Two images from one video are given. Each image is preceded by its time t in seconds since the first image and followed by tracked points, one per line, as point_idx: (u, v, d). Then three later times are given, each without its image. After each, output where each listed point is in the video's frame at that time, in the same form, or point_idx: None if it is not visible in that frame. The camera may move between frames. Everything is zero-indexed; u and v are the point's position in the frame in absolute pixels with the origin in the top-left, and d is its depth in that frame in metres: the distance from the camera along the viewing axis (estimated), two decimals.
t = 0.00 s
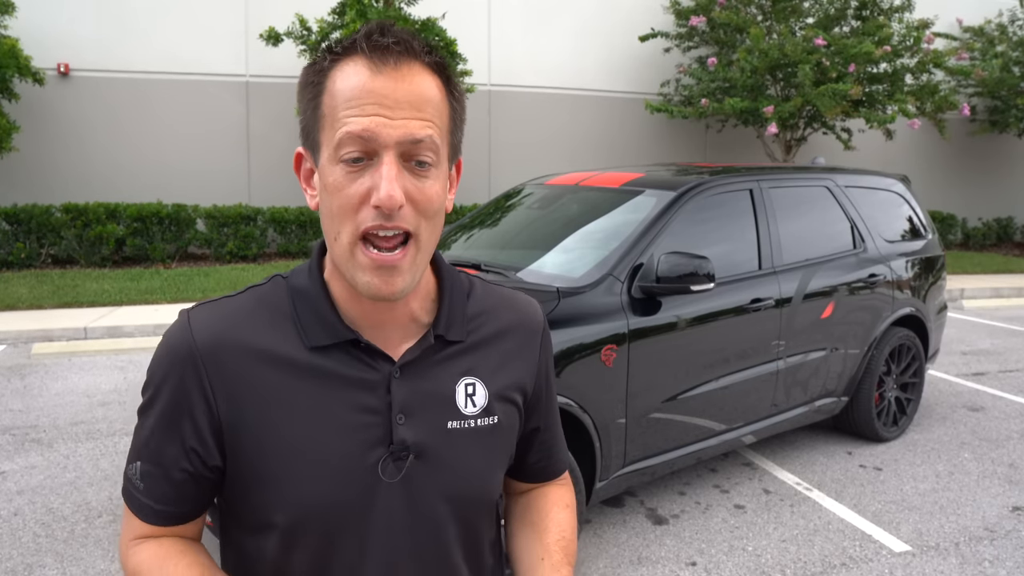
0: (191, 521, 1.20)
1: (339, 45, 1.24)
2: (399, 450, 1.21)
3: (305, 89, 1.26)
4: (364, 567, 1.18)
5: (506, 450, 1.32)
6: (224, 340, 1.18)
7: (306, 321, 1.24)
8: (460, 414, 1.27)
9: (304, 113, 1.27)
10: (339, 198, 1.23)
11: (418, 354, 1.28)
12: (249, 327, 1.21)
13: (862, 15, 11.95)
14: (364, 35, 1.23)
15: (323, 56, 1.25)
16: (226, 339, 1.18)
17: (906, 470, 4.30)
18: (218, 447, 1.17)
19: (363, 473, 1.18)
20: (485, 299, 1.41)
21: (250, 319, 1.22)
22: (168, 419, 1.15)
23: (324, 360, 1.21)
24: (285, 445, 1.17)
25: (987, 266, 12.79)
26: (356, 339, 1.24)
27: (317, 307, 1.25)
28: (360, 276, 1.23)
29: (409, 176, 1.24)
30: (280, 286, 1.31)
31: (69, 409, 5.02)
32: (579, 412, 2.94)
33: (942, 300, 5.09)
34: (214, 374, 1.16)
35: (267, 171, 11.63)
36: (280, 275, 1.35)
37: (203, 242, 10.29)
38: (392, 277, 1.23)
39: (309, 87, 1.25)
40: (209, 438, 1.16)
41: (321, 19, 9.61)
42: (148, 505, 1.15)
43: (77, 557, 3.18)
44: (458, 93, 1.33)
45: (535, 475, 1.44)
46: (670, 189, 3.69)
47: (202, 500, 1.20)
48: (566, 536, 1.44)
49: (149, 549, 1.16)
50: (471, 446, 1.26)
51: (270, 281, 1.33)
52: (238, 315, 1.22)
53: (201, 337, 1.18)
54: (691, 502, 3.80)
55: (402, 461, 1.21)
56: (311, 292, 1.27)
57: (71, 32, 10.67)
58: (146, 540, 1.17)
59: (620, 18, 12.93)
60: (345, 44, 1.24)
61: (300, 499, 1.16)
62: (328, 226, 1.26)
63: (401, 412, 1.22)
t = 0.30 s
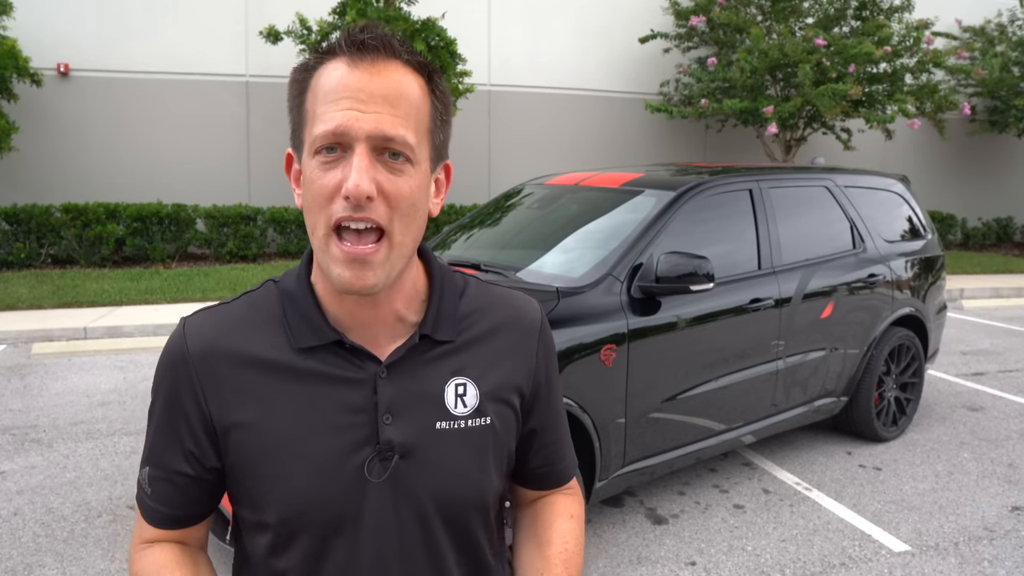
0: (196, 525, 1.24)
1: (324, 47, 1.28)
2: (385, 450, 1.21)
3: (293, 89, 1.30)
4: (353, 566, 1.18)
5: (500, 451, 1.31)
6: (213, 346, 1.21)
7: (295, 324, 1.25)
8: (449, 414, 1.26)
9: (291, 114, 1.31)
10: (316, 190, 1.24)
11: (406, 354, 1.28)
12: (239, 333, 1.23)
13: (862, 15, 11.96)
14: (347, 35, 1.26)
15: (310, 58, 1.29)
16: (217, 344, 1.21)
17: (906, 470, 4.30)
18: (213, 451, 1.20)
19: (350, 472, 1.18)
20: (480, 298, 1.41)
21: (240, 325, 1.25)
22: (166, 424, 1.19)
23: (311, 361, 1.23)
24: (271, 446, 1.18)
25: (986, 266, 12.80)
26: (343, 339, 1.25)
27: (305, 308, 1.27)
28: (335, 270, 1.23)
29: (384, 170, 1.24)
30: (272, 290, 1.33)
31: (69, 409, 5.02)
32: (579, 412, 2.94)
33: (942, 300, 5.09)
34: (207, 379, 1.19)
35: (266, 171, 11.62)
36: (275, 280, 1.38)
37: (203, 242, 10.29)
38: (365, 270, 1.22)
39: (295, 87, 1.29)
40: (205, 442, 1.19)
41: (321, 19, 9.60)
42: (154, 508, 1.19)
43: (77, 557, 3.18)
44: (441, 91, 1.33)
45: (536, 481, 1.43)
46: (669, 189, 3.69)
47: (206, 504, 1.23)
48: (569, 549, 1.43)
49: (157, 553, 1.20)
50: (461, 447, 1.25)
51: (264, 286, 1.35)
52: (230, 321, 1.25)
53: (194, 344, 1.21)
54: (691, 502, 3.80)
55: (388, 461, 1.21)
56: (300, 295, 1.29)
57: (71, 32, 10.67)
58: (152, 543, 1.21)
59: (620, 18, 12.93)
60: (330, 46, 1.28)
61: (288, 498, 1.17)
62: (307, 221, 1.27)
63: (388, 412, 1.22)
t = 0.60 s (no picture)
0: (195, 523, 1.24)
1: (328, 48, 1.27)
2: (387, 453, 1.21)
3: (296, 91, 1.30)
4: (355, 568, 1.19)
5: (502, 454, 1.31)
6: (216, 346, 1.21)
7: (298, 326, 1.25)
8: (451, 417, 1.26)
9: (294, 115, 1.30)
10: (322, 195, 1.24)
11: (409, 357, 1.28)
12: (242, 334, 1.23)
13: (862, 15, 11.96)
14: (352, 36, 1.26)
15: (314, 58, 1.28)
16: (219, 345, 1.21)
17: (906, 470, 4.30)
18: (216, 450, 1.20)
19: (353, 475, 1.18)
20: (483, 301, 1.41)
21: (243, 325, 1.24)
22: (166, 421, 1.19)
23: (314, 363, 1.22)
24: (273, 447, 1.18)
25: (986, 266, 12.81)
26: (345, 341, 1.25)
27: (308, 310, 1.27)
28: (341, 273, 1.24)
29: (391, 175, 1.24)
30: (274, 290, 1.33)
31: (69, 408, 5.02)
32: (579, 412, 2.95)
33: (942, 300, 5.09)
34: (209, 378, 1.19)
35: (266, 170, 11.62)
36: (276, 280, 1.38)
37: (203, 242, 10.29)
38: (371, 274, 1.23)
39: (297, 91, 1.29)
40: (207, 442, 1.19)
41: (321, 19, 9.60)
42: (152, 505, 1.20)
43: (77, 556, 3.18)
44: (447, 93, 1.34)
45: (536, 482, 1.43)
46: (669, 189, 3.69)
47: (205, 503, 1.24)
48: (567, 550, 1.42)
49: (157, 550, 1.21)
50: (462, 450, 1.25)
51: (266, 286, 1.35)
52: (232, 320, 1.25)
53: (196, 342, 1.21)
54: (691, 502, 3.80)
55: (390, 464, 1.21)
56: (303, 296, 1.29)
57: (71, 32, 10.67)
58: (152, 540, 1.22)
59: (620, 18, 12.93)
60: (335, 47, 1.28)
61: (290, 500, 1.17)
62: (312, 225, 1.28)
63: (390, 415, 1.22)
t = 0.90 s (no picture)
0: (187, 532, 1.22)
1: (342, 52, 1.22)
2: (389, 453, 1.20)
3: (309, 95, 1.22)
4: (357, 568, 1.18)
5: (502, 455, 1.31)
6: (219, 349, 1.20)
7: (299, 327, 1.25)
8: (452, 417, 1.26)
9: (305, 120, 1.23)
10: (360, 207, 1.20)
11: (410, 358, 1.28)
12: (242, 336, 1.22)
13: (862, 15, 11.95)
14: (370, 41, 1.22)
15: (322, 60, 1.22)
16: (219, 347, 1.20)
17: (905, 470, 4.30)
18: (215, 454, 1.19)
19: (354, 476, 1.18)
20: (482, 301, 1.40)
21: (244, 327, 1.24)
22: (166, 423, 1.18)
23: (315, 364, 1.22)
24: (274, 448, 1.17)
25: (986, 266, 12.81)
26: (347, 342, 1.25)
27: (310, 312, 1.26)
28: (382, 284, 1.23)
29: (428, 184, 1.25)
30: (274, 292, 1.32)
31: (69, 408, 5.02)
32: (579, 412, 2.94)
33: (942, 300, 5.09)
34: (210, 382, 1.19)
35: (266, 170, 11.61)
36: (276, 282, 1.37)
37: (203, 242, 10.29)
38: (416, 282, 1.24)
39: (311, 94, 1.22)
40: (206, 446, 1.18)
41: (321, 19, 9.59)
42: (146, 512, 1.18)
43: (75, 556, 3.18)
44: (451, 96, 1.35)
45: (536, 483, 1.43)
46: (669, 189, 3.69)
47: (203, 507, 1.23)
48: (563, 553, 1.41)
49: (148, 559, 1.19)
50: (463, 450, 1.25)
51: (266, 287, 1.34)
52: (232, 322, 1.24)
53: (197, 345, 1.20)
54: (690, 502, 3.80)
55: (392, 464, 1.21)
56: (305, 298, 1.28)
57: (70, 31, 10.66)
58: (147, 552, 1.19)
59: (620, 18, 12.94)
60: (347, 51, 1.23)
61: (291, 502, 1.17)
62: (340, 237, 1.23)
63: (392, 415, 1.22)
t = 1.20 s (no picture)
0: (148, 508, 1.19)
1: (346, 47, 1.23)
2: (389, 445, 1.20)
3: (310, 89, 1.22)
4: (356, 563, 1.17)
5: (501, 444, 1.31)
6: (207, 337, 1.20)
7: (294, 318, 1.25)
8: (450, 406, 1.26)
9: (308, 115, 1.23)
10: (364, 203, 1.22)
11: (406, 348, 1.28)
12: (233, 325, 1.22)
13: (862, 15, 11.95)
14: (372, 37, 1.23)
15: (324, 55, 1.23)
16: (211, 337, 1.21)
17: (905, 470, 4.30)
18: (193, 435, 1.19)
19: (354, 470, 1.17)
20: (477, 289, 1.41)
21: (234, 315, 1.24)
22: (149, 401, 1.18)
23: (308, 354, 1.22)
24: (263, 440, 1.17)
25: (986, 266, 12.81)
26: (341, 333, 1.25)
27: (304, 302, 1.27)
28: (382, 277, 1.24)
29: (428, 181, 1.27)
30: (268, 283, 1.32)
31: (68, 409, 5.02)
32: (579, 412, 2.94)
33: (942, 300, 5.09)
34: (198, 369, 1.19)
35: (266, 170, 11.61)
36: (269, 273, 1.37)
37: (203, 242, 10.29)
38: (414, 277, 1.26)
39: (312, 88, 1.22)
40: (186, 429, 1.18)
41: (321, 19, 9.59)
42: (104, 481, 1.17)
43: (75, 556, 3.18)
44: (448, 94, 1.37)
45: (535, 458, 1.44)
46: (669, 189, 3.69)
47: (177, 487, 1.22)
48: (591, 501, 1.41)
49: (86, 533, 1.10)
50: (463, 439, 1.25)
51: (259, 277, 1.35)
52: (221, 311, 1.24)
53: (186, 333, 1.21)
54: (690, 502, 3.80)
55: (392, 456, 1.20)
56: (298, 288, 1.30)
57: (70, 32, 10.66)
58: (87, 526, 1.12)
59: (620, 18, 12.93)
60: (351, 45, 1.23)
61: (287, 498, 1.16)
62: (343, 232, 1.24)
63: (390, 407, 1.22)
